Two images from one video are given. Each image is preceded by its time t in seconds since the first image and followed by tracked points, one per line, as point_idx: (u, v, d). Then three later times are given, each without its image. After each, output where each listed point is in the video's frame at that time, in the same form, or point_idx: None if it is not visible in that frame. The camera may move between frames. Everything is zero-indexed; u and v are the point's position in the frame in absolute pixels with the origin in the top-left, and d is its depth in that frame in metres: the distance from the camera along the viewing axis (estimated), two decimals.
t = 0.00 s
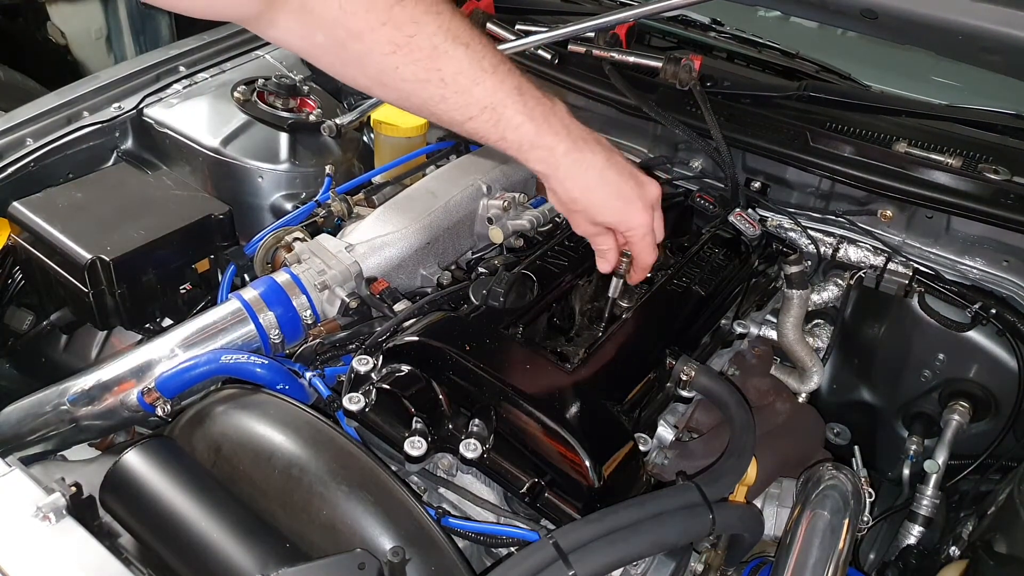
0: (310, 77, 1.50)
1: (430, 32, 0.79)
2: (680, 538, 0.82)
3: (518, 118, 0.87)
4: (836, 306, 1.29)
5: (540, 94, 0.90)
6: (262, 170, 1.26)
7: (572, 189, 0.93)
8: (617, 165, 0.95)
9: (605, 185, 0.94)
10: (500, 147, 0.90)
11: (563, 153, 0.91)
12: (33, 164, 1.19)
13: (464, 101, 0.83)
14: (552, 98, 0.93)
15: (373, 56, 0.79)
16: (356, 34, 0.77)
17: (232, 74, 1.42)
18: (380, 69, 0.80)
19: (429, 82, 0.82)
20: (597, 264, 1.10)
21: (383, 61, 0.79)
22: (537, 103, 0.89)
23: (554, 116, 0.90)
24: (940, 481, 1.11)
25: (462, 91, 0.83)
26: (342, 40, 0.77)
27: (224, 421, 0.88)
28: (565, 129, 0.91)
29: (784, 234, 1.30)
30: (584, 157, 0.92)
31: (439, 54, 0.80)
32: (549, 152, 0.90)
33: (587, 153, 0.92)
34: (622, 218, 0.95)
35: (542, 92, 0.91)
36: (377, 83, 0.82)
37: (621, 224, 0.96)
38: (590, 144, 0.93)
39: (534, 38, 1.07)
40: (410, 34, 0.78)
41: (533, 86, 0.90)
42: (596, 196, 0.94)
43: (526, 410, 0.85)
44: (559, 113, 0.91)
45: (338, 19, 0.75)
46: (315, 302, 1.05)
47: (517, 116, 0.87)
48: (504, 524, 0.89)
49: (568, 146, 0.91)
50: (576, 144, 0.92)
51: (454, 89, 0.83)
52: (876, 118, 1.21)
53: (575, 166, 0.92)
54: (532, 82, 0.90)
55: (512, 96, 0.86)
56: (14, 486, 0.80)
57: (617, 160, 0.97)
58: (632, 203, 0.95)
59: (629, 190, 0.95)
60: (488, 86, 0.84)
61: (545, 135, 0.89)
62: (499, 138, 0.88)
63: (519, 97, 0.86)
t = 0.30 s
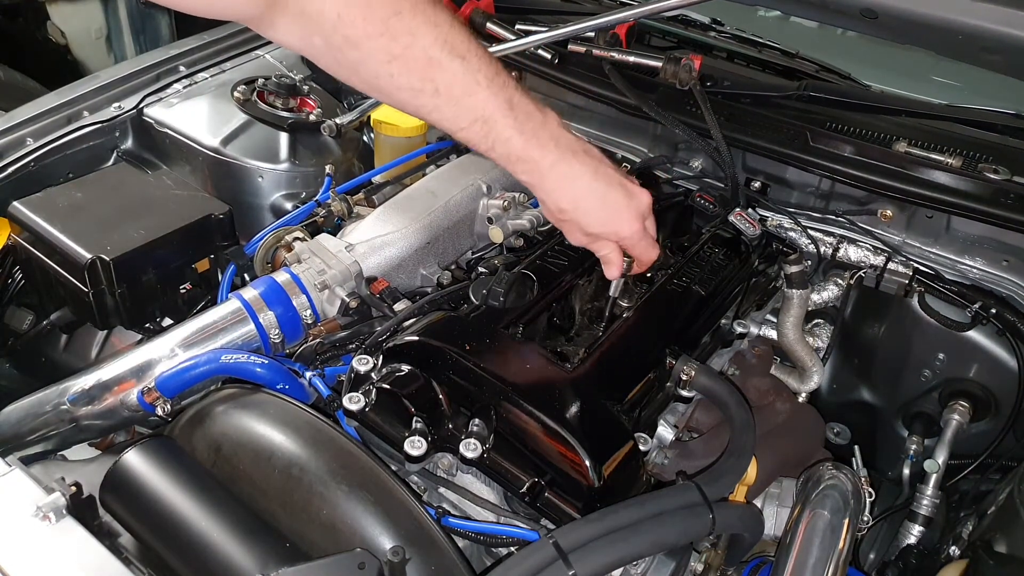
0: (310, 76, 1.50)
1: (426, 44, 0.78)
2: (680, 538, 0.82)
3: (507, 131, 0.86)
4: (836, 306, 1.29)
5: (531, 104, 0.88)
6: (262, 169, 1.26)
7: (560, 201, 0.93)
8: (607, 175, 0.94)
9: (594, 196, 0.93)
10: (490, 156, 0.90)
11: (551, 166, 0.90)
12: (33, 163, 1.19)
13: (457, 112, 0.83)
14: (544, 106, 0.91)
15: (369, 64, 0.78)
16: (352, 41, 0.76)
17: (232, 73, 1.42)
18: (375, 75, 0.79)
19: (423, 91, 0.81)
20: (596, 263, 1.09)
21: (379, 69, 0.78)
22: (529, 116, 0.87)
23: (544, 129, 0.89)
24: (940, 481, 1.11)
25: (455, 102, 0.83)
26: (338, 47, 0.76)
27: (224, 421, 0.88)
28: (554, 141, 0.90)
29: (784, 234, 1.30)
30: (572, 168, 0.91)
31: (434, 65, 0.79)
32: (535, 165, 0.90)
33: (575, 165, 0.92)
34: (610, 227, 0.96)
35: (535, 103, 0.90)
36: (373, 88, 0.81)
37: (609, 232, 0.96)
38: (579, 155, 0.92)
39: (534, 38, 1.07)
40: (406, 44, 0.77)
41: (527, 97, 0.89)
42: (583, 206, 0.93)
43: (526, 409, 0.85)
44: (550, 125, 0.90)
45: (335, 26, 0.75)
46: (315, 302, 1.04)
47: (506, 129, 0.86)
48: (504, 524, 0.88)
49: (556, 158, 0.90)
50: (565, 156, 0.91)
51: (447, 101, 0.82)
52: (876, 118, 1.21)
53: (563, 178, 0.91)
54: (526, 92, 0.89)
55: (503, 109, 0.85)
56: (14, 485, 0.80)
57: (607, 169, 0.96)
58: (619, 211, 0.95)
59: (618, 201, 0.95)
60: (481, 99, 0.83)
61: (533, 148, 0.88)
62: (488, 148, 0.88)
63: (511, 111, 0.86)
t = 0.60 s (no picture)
0: (310, 76, 1.50)
1: (431, 54, 0.79)
2: (680, 538, 0.82)
3: (509, 141, 0.86)
4: (836, 306, 1.29)
5: (531, 116, 0.89)
6: (262, 169, 1.26)
7: (560, 211, 0.92)
8: (604, 183, 0.94)
9: (592, 205, 0.92)
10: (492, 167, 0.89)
11: (551, 176, 0.90)
12: (33, 163, 1.19)
13: (461, 121, 0.83)
14: (541, 119, 0.91)
15: (374, 74, 0.79)
16: (355, 49, 0.77)
17: (232, 73, 1.42)
18: (380, 84, 0.80)
19: (427, 101, 0.81)
20: (597, 263, 1.09)
21: (383, 77, 0.79)
22: (530, 127, 0.88)
23: (544, 140, 0.89)
24: (940, 481, 1.11)
25: (458, 112, 0.83)
26: (343, 55, 0.77)
27: (224, 421, 0.88)
28: (553, 153, 0.90)
29: (784, 234, 1.31)
30: (569, 179, 0.91)
31: (439, 75, 0.80)
32: (535, 176, 0.89)
33: (572, 175, 0.91)
34: (608, 236, 0.94)
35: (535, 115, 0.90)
36: (378, 98, 0.82)
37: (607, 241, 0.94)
38: (576, 166, 0.92)
39: (534, 37, 1.07)
40: (411, 55, 0.78)
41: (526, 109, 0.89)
42: (581, 216, 0.92)
43: (526, 409, 0.85)
44: (550, 137, 0.90)
45: (339, 35, 0.76)
46: (315, 301, 1.04)
47: (507, 139, 0.86)
48: (504, 523, 0.88)
49: (555, 169, 0.90)
50: (563, 167, 0.90)
51: (450, 110, 0.82)
52: (876, 117, 1.21)
53: (563, 188, 0.90)
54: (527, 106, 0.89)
55: (506, 119, 0.85)
56: (14, 485, 0.80)
57: (603, 176, 0.96)
58: (616, 220, 0.94)
59: (616, 207, 0.94)
60: (483, 109, 0.83)
61: (534, 159, 0.88)
62: (490, 158, 0.88)
63: (513, 122, 0.86)
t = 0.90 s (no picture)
0: (310, 76, 1.50)
1: (423, 44, 0.80)
2: (680, 537, 0.82)
3: (501, 132, 0.85)
4: (836, 306, 1.29)
5: (529, 109, 0.88)
6: (262, 169, 1.26)
7: (555, 205, 0.91)
8: (606, 178, 0.92)
9: (591, 201, 0.91)
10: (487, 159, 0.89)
11: (548, 170, 0.88)
12: (33, 163, 1.19)
13: (452, 111, 0.83)
14: (542, 113, 0.90)
15: (367, 63, 0.80)
16: (351, 39, 0.79)
17: (232, 73, 1.42)
18: (373, 74, 0.81)
19: (419, 91, 0.82)
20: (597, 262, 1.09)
21: (377, 67, 0.80)
22: (525, 119, 0.86)
23: (540, 132, 0.88)
24: (940, 480, 1.11)
25: (450, 102, 0.83)
26: (338, 45, 0.79)
27: (224, 421, 0.88)
28: (549, 145, 0.88)
29: (784, 234, 1.31)
30: (567, 172, 0.89)
31: (431, 66, 0.81)
32: (529, 168, 0.88)
33: (570, 168, 0.89)
34: (604, 230, 0.92)
35: (533, 106, 0.89)
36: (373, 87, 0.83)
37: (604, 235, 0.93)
38: (575, 159, 0.90)
39: (534, 37, 1.07)
40: (403, 44, 0.79)
41: (524, 100, 0.88)
42: (577, 210, 0.90)
43: (526, 409, 0.86)
44: (547, 129, 0.89)
45: (335, 25, 0.77)
46: (315, 301, 1.04)
47: (500, 132, 0.85)
48: (504, 523, 0.88)
49: (550, 161, 0.88)
50: (560, 160, 0.89)
51: (442, 100, 0.83)
52: (876, 117, 1.21)
53: (558, 182, 0.89)
54: (525, 97, 0.88)
55: (499, 111, 0.84)
56: (14, 485, 0.80)
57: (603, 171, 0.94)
58: (615, 215, 0.92)
59: (615, 203, 0.92)
60: (476, 101, 0.83)
61: (529, 153, 0.87)
62: (484, 150, 0.87)
63: (506, 113, 0.85)
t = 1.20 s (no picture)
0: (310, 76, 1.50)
1: (422, 73, 0.79)
2: (680, 537, 0.82)
3: (499, 160, 0.86)
4: (836, 306, 1.29)
5: (520, 136, 0.89)
6: (262, 169, 1.26)
7: (550, 228, 0.92)
8: (595, 195, 0.94)
9: (588, 219, 0.92)
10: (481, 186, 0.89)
11: (544, 194, 0.90)
12: (33, 163, 1.19)
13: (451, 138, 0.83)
14: (531, 138, 0.91)
15: (366, 91, 0.78)
16: (347, 64, 0.76)
17: (232, 73, 1.42)
18: (371, 103, 0.80)
19: (417, 119, 0.81)
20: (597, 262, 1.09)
21: (375, 94, 0.79)
22: (518, 146, 0.88)
23: (533, 159, 0.89)
24: (940, 481, 1.11)
25: (449, 130, 0.83)
26: (336, 72, 0.76)
27: (224, 421, 0.88)
28: (542, 171, 0.90)
29: (784, 234, 1.31)
30: (560, 195, 0.91)
31: (429, 94, 0.80)
32: (525, 195, 0.89)
33: (562, 192, 0.91)
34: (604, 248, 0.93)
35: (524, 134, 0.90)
36: (370, 113, 0.81)
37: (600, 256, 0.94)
38: (565, 183, 0.92)
39: (534, 37, 1.07)
40: (402, 75, 0.78)
41: (515, 127, 0.90)
42: (572, 232, 0.92)
43: (526, 409, 0.86)
44: (538, 156, 0.90)
45: (332, 48, 0.74)
46: (315, 301, 1.04)
47: (498, 159, 0.86)
48: (504, 523, 0.89)
49: (544, 187, 0.89)
50: (553, 185, 0.90)
51: (440, 128, 0.82)
52: (876, 117, 1.21)
53: (552, 207, 0.90)
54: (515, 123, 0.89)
55: (495, 139, 0.85)
56: (14, 485, 0.80)
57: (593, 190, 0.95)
58: (611, 233, 0.93)
59: (611, 217, 0.93)
60: (473, 127, 0.83)
61: (525, 179, 0.88)
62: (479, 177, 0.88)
63: (502, 141, 0.86)
